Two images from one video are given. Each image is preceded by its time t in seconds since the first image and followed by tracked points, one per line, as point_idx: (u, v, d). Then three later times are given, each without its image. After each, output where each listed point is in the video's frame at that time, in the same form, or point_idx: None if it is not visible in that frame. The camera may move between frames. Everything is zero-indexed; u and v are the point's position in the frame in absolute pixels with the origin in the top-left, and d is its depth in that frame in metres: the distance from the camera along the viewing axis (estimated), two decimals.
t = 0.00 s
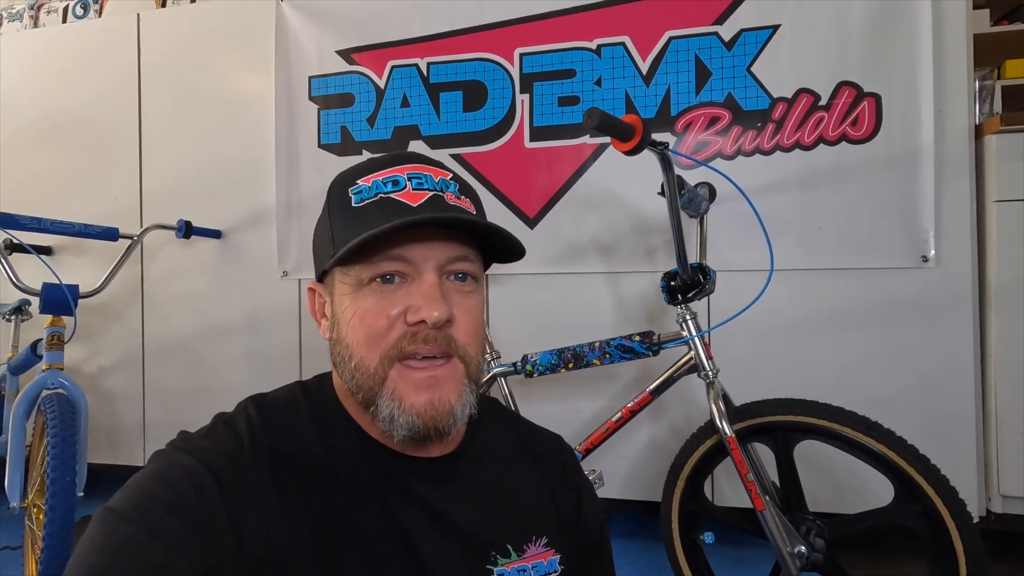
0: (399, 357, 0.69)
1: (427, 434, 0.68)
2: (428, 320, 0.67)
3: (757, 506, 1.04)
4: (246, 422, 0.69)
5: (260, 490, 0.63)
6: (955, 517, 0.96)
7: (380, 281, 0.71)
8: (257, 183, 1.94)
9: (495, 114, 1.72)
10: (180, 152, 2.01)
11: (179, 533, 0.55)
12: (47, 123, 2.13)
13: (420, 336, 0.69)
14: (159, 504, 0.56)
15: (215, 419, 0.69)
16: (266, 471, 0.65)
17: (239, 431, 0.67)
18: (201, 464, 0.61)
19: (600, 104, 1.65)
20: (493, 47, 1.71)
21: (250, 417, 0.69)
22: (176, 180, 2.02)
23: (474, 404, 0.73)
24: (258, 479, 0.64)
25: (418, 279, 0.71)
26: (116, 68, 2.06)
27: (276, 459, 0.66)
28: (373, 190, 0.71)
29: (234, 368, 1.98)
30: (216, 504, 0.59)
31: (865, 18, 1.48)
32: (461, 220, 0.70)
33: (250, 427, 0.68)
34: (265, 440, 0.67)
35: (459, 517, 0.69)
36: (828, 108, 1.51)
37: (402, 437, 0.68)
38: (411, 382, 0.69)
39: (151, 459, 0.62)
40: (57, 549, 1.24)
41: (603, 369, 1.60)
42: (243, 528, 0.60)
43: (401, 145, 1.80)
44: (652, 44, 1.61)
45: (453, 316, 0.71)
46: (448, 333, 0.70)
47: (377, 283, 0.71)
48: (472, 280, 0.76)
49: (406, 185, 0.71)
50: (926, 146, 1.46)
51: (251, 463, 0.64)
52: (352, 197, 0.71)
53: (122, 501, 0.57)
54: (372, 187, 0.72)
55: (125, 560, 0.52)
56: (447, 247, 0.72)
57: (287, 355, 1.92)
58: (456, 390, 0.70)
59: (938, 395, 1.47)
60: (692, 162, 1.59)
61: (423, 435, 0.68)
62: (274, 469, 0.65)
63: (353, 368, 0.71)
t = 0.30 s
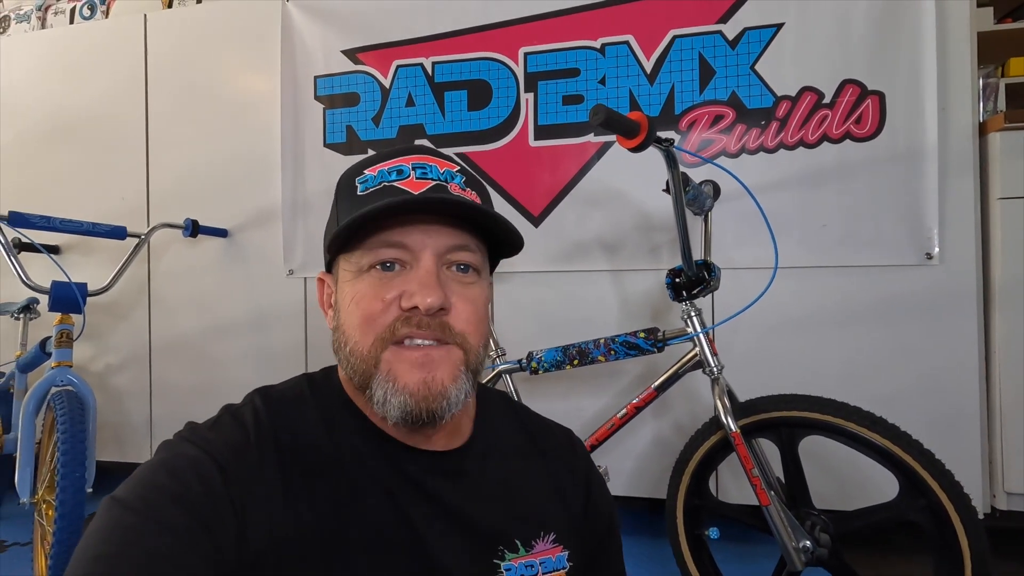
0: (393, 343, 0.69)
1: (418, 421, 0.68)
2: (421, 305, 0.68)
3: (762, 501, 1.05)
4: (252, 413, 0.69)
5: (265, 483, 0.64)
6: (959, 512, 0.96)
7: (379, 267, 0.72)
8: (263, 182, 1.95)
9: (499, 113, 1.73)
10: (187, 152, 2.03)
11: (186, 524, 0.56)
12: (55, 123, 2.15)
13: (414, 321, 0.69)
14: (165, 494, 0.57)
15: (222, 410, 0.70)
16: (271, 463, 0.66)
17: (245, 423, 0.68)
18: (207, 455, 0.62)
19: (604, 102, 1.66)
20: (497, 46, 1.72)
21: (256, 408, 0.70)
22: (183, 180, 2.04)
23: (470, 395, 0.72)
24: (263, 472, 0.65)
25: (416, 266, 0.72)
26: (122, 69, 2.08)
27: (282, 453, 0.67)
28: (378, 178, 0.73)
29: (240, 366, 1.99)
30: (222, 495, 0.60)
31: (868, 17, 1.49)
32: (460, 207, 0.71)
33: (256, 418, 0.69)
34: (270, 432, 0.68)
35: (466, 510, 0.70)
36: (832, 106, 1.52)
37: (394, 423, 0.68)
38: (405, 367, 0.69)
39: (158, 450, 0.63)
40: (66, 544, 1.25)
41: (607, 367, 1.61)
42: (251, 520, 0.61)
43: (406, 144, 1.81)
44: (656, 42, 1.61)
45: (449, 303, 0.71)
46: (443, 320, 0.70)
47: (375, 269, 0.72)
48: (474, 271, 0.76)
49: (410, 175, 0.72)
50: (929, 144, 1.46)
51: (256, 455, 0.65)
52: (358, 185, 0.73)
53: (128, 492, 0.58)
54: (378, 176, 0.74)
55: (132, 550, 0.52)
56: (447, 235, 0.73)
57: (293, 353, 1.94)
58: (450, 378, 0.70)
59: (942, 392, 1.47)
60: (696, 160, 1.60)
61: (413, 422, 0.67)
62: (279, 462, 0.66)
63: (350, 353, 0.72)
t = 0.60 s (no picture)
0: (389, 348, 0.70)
1: (410, 428, 0.68)
2: (416, 311, 0.69)
3: (767, 500, 1.05)
4: (260, 415, 0.70)
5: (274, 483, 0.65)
6: (964, 511, 0.97)
7: (380, 271, 0.73)
8: (270, 183, 1.97)
9: (505, 114, 1.74)
10: (194, 153, 2.05)
11: (199, 526, 0.56)
12: (63, 125, 2.16)
13: (410, 327, 0.70)
14: (177, 495, 0.56)
15: (230, 411, 0.71)
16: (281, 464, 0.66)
17: (253, 424, 0.69)
18: (216, 457, 0.62)
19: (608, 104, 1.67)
20: (502, 48, 1.73)
21: (265, 410, 0.71)
22: (190, 181, 2.06)
23: (466, 404, 0.72)
24: (273, 473, 0.65)
25: (416, 271, 0.73)
26: (130, 71, 2.09)
27: (290, 453, 0.68)
28: (382, 180, 0.74)
29: (247, 366, 2.01)
30: (233, 498, 0.60)
31: (872, 19, 1.49)
32: (461, 215, 0.72)
33: (265, 420, 0.69)
34: (278, 434, 0.68)
35: (475, 509, 0.71)
36: (836, 108, 1.52)
37: (387, 429, 0.69)
38: (400, 372, 0.70)
39: (167, 452, 0.63)
40: (78, 542, 1.26)
41: (611, 367, 1.62)
42: (263, 519, 0.62)
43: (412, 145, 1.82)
44: (661, 44, 1.62)
45: (445, 310, 0.72)
46: (440, 326, 0.71)
47: (376, 273, 0.73)
48: (475, 278, 0.77)
49: (413, 177, 0.73)
50: (933, 145, 1.46)
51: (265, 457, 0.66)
52: (362, 187, 0.74)
53: (136, 493, 0.57)
54: (382, 178, 0.75)
55: (144, 552, 0.51)
56: (447, 242, 0.73)
57: (299, 353, 1.95)
58: (445, 386, 0.70)
59: (946, 392, 1.48)
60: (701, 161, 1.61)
61: (405, 428, 0.68)
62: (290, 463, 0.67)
63: (350, 356, 0.73)
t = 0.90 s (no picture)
0: (388, 345, 0.71)
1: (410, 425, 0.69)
2: (414, 308, 0.69)
3: (768, 498, 1.06)
4: (261, 413, 0.71)
5: (274, 481, 0.65)
6: (964, 509, 0.97)
7: (379, 268, 0.74)
8: (272, 183, 1.97)
9: (506, 114, 1.74)
10: (197, 153, 2.06)
11: (199, 522, 0.56)
12: (67, 125, 2.18)
13: (408, 325, 0.70)
14: (177, 493, 0.57)
15: (231, 409, 0.71)
16: (281, 462, 0.67)
17: (254, 423, 0.69)
18: (217, 455, 0.63)
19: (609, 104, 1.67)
20: (503, 49, 1.74)
21: (265, 408, 0.72)
22: (193, 181, 2.07)
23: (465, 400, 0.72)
24: (274, 471, 0.66)
25: (414, 267, 0.73)
26: (133, 71, 2.10)
27: (292, 451, 0.68)
28: (380, 176, 0.74)
29: (249, 365, 2.02)
30: (233, 495, 0.61)
31: (873, 19, 1.50)
32: (457, 209, 0.72)
33: (265, 418, 0.70)
34: (279, 432, 0.69)
35: (475, 506, 0.71)
36: (837, 107, 1.53)
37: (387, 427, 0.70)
38: (399, 370, 0.71)
39: (168, 450, 0.64)
40: (82, 540, 1.27)
41: (613, 366, 1.62)
42: (265, 516, 0.63)
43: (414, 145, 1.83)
44: (662, 44, 1.63)
45: (444, 307, 0.72)
46: (439, 323, 0.72)
47: (375, 270, 0.74)
48: (473, 273, 0.77)
49: (411, 172, 0.74)
50: (934, 144, 1.47)
51: (266, 455, 0.66)
52: (360, 183, 0.75)
53: (137, 490, 0.58)
54: (380, 174, 0.75)
55: (145, 549, 0.52)
56: (445, 237, 0.74)
57: (301, 352, 1.96)
58: (444, 383, 0.71)
59: (947, 391, 1.48)
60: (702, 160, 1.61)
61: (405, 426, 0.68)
62: (291, 461, 0.68)
63: (350, 354, 0.74)
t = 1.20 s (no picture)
0: (394, 347, 0.71)
1: (416, 425, 0.69)
2: (419, 309, 0.70)
3: (770, 498, 1.07)
4: (267, 414, 0.72)
5: (281, 481, 0.66)
6: (964, 509, 0.98)
7: (383, 270, 0.75)
8: (276, 185, 1.98)
9: (509, 116, 1.75)
10: (201, 155, 2.06)
11: (207, 523, 0.57)
12: (72, 127, 2.19)
13: (413, 327, 0.71)
14: (185, 494, 0.58)
15: (237, 411, 0.72)
16: (288, 463, 0.68)
17: (260, 424, 0.70)
18: (223, 456, 0.63)
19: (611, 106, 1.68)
20: (506, 51, 1.75)
21: (271, 410, 0.72)
22: (197, 183, 2.07)
23: (469, 401, 0.73)
24: (280, 472, 0.67)
25: (419, 269, 0.74)
26: (137, 73, 2.11)
27: (298, 451, 0.69)
28: (384, 179, 0.75)
29: (253, 366, 2.03)
30: (240, 496, 0.62)
31: (874, 22, 1.50)
32: (461, 211, 0.73)
33: (271, 420, 0.71)
34: (285, 434, 0.70)
35: (480, 506, 0.72)
36: (838, 109, 1.53)
37: (393, 428, 0.70)
38: (405, 371, 0.71)
39: (176, 451, 0.65)
40: (88, 540, 1.28)
41: (615, 367, 1.63)
42: (273, 516, 0.64)
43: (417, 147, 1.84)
44: (664, 47, 1.64)
45: (448, 308, 0.73)
46: (443, 324, 0.72)
47: (379, 272, 0.75)
48: (477, 274, 0.78)
49: (415, 175, 0.75)
50: (935, 146, 1.47)
51: (272, 456, 0.67)
52: (364, 186, 0.75)
53: (146, 491, 0.59)
54: (384, 177, 0.76)
55: (153, 549, 0.52)
56: (448, 239, 0.75)
57: (304, 352, 1.97)
58: (448, 384, 0.72)
59: (948, 392, 1.49)
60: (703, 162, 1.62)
61: (410, 426, 0.69)
62: (297, 462, 0.68)
63: (356, 355, 0.74)
